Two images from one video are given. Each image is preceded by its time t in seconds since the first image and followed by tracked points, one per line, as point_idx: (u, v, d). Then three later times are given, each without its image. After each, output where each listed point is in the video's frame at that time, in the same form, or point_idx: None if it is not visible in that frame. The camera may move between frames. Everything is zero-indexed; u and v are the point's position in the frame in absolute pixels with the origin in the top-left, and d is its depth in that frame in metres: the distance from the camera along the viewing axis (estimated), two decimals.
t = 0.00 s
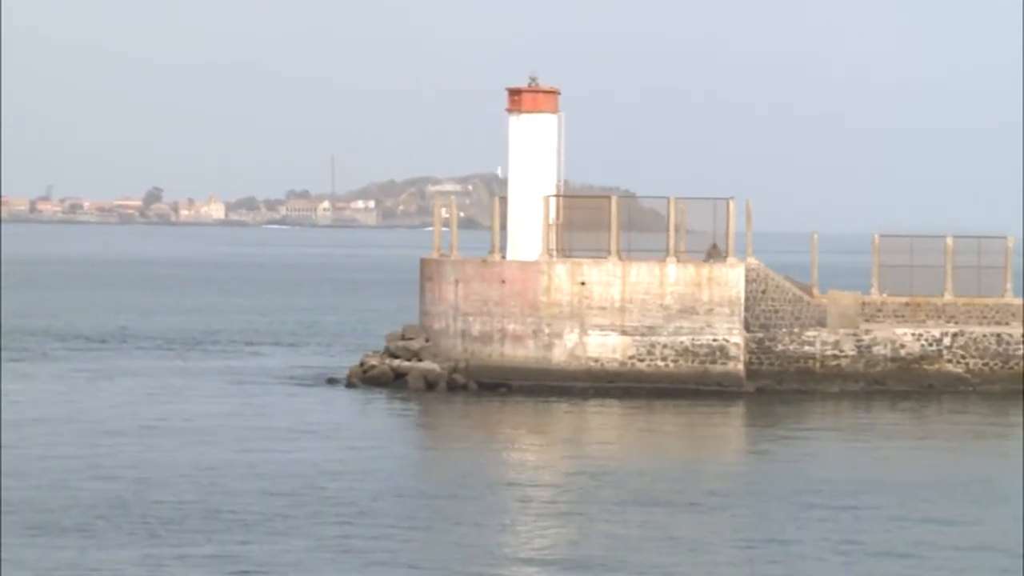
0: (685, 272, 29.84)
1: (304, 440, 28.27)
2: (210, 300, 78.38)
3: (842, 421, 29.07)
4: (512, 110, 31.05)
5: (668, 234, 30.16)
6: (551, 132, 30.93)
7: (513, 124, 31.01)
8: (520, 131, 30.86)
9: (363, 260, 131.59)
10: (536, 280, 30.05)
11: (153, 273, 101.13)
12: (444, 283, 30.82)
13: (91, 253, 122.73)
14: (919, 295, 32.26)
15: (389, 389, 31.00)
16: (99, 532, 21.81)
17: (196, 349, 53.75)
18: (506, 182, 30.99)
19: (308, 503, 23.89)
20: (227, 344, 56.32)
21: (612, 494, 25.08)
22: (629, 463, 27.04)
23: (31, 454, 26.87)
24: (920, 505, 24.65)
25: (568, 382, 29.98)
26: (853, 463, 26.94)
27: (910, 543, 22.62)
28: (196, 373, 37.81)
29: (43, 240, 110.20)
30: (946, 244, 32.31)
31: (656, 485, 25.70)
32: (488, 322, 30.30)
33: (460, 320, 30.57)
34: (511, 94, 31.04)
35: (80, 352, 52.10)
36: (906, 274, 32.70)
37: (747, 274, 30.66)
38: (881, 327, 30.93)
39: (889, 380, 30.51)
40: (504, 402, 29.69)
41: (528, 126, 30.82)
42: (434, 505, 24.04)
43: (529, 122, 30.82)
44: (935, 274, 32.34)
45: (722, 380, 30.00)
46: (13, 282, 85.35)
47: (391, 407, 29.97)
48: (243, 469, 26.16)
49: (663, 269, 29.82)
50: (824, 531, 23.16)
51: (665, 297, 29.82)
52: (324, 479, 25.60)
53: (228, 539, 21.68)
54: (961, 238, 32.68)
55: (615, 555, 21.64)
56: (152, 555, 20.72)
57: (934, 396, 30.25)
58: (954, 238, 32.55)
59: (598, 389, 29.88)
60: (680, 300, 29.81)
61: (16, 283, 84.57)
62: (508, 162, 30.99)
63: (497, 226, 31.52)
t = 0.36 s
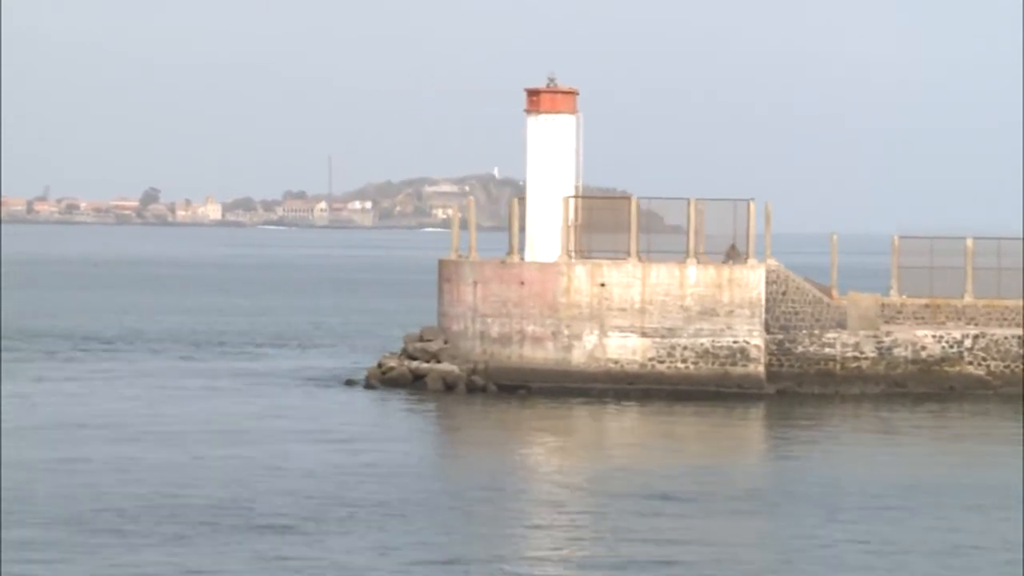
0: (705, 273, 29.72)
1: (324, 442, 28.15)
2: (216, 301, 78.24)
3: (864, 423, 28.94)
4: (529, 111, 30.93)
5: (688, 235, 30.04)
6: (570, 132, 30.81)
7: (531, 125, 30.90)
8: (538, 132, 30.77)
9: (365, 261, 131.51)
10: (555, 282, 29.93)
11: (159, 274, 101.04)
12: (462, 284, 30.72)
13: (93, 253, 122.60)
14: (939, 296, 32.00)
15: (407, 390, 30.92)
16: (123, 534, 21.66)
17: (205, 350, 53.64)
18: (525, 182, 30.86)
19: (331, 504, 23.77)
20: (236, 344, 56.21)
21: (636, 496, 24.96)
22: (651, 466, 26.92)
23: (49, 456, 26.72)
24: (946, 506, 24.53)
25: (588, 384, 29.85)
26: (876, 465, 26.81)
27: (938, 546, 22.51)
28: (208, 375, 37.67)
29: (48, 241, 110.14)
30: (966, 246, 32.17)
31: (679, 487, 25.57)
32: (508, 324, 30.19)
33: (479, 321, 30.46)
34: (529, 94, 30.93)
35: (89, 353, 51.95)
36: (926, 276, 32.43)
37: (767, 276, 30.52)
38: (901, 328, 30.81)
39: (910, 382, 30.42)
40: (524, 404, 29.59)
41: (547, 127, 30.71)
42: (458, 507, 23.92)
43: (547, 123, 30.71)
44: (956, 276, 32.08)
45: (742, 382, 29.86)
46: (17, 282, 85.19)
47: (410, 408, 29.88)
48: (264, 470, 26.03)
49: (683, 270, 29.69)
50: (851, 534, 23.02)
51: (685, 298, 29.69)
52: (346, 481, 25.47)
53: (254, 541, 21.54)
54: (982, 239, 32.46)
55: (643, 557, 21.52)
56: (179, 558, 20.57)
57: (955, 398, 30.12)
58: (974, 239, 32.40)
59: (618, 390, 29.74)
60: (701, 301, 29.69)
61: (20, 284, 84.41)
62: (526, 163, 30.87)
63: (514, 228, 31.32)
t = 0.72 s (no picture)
0: (726, 275, 29.60)
1: (344, 445, 28.06)
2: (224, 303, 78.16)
3: (886, 425, 28.81)
4: (548, 112, 30.86)
5: (709, 238, 29.82)
6: (589, 134, 30.70)
7: (550, 126, 30.81)
8: (556, 133, 30.69)
9: (369, 263, 131.47)
10: (575, 284, 29.81)
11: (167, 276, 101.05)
12: (481, 286, 30.61)
13: (99, 256, 122.54)
14: (958, 298, 31.89)
15: (427, 393, 30.82)
16: (149, 538, 21.54)
17: (216, 352, 53.57)
18: (544, 184, 30.76)
19: (355, 507, 23.68)
20: (246, 346, 56.14)
21: (660, 499, 24.86)
22: (673, 469, 26.81)
23: (70, 459, 26.60)
24: (973, 508, 24.42)
25: (608, 387, 29.72)
26: (899, 467, 26.69)
27: (964, 548, 22.38)
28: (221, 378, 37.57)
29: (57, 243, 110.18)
30: (988, 248, 31.91)
31: (702, 490, 25.46)
32: (527, 326, 30.06)
33: (498, 323, 30.35)
34: (548, 95, 30.86)
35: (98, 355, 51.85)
36: (946, 277, 32.23)
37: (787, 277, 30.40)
38: (922, 330, 30.70)
39: (930, 384, 30.28)
40: (544, 407, 29.48)
41: (566, 128, 30.64)
42: (482, 510, 23.83)
43: (566, 124, 30.63)
44: (976, 278, 31.93)
45: (763, 385, 29.73)
46: (23, 285, 85.09)
47: (430, 411, 29.79)
48: (286, 473, 25.93)
49: (703, 272, 29.58)
50: (880, 537, 22.90)
51: (705, 300, 29.57)
52: (369, 483, 25.38)
53: (281, 543, 21.44)
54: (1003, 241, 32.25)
55: (672, 561, 21.43)
56: (207, 561, 20.47)
57: (976, 401, 29.99)
58: (996, 241, 32.12)
59: (638, 393, 29.63)
60: (721, 304, 29.56)
61: (26, 286, 84.33)
62: (545, 165, 30.77)
63: (531, 228, 31.23)
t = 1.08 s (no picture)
0: (746, 275, 29.47)
1: (363, 445, 27.90)
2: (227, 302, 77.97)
3: (908, 425, 28.66)
4: (567, 111, 30.70)
5: (729, 236, 29.77)
6: (608, 133, 30.56)
7: (569, 126, 30.67)
8: (575, 132, 30.54)
9: (374, 262, 131.16)
10: (595, 284, 29.66)
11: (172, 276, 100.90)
12: (500, 286, 30.47)
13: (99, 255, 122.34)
14: (979, 298, 31.60)
15: (445, 394, 30.68)
16: (173, 538, 21.36)
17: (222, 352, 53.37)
18: (562, 183, 30.62)
19: (378, 508, 23.51)
20: (253, 346, 55.98)
21: (684, 500, 24.70)
22: (695, 469, 26.65)
23: (89, 459, 26.43)
24: (999, 509, 24.25)
25: (628, 387, 29.57)
26: (922, 467, 26.53)
27: (992, 549, 22.23)
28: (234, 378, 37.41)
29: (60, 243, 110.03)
30: (1007, 248, 31.86)
31: (726, 491, 25.29)
32: (546, 326, 29.91)
33: (517, 323, 30.20)
34: (567, 94, 30.70)
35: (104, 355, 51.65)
36: (966, 277, 31.97)
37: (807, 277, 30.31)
38: (943, 330, 30.53)
39: (952, 385, 30.11)
40: (564, 407, 29.32)
41: (585, 127, 30.48)
42: (506, 511, 23.66)
43: (585, 123, 30.49)
44: (996, 278, 31.76)
45: (783, 385, 29.58)
46: (24, 285, 84.84)
47: (449, 411, 29.64)
48: (307, 473, 25.77)
49: (724, 271, 29.42)
50: (907, 537, 22.73)
51: (726, 300, 29.41)
52: (390, 484, 25.23)
53: (306, 544, 21.26)
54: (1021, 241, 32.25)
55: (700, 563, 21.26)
56: (233, 563, 20.29)
57: (998, 401, 29.83)
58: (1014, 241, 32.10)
59: (659, 394, 29.49)
60: (742, 303, 29.41)
61: (27, 286, 84.11)
62: (564, 164, 30.64)
63: (549, 228, 31.10)
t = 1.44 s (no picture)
0: (769, 275, 29.33)
1: (385, 446, 27.85)
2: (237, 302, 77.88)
3: (932, 426, 28.53)
4: (588, 111, 30.58)
5: (752, 236, 29.49)
6: (628, 133, 30.44)
7: (589, 125, 30.55)
8: (596, 132, 30.42)
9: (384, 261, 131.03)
10: (617, 284, 29.55)
11: (182, 275, 100.95)
12: (521, 287, 30.38)
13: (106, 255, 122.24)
14: (1001, 297, 31.33)
15: (467, 394, 30.60)
16: (200, 540, 21.29)
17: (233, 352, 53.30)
18: (583, 183, 30.52)
19: (404, 508, 23.44)
20: (265, 346, 55.90)
21: (709, 502, 24.59)
22: (718, 470, 26.57)
23: (111, 460, 26.39)
24: None
25: (650, 387, 29.47)
26: (947, 467, 26.42)
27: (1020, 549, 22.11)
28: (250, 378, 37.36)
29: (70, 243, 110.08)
30: None
31: (751, 493, 25.17)
32: (568, 326, 29.81)
33: (539, 324, 30.11)
34: (587, 94, 30.58)
35: (115, 355, 51.58)
36: (987, 277, 31.73)
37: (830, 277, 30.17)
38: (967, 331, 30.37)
39: (975, 386, 29.95)
40: (585, 408, 29.23)
41: (605, 127, 30.37)
42: (531, 512, 23.59)
43: (606, 123, 30.36)
44: (1017, 278, 31.59)
45: (806, 386, 29.46)
46: (30, 285, 84.71)
47: (471, 412, 29.56)
48: (330, 474, 25.72)
49: (746, 272, 29.29)
50: (934, 538, 22.62)
51: (748, 301, 29.29)
52: (414, 485, 25.15)
53: (333, 545, 21.19)
54: None
55: (729, 564, 21.14)
56: (262, 565, 20.22)
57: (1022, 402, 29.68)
58: None
59: (681, 394, 29.39)
60: (764, 304, 29.28)
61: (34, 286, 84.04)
62: (584, 164, 30.52)
63: (569, 227, 30.98)
